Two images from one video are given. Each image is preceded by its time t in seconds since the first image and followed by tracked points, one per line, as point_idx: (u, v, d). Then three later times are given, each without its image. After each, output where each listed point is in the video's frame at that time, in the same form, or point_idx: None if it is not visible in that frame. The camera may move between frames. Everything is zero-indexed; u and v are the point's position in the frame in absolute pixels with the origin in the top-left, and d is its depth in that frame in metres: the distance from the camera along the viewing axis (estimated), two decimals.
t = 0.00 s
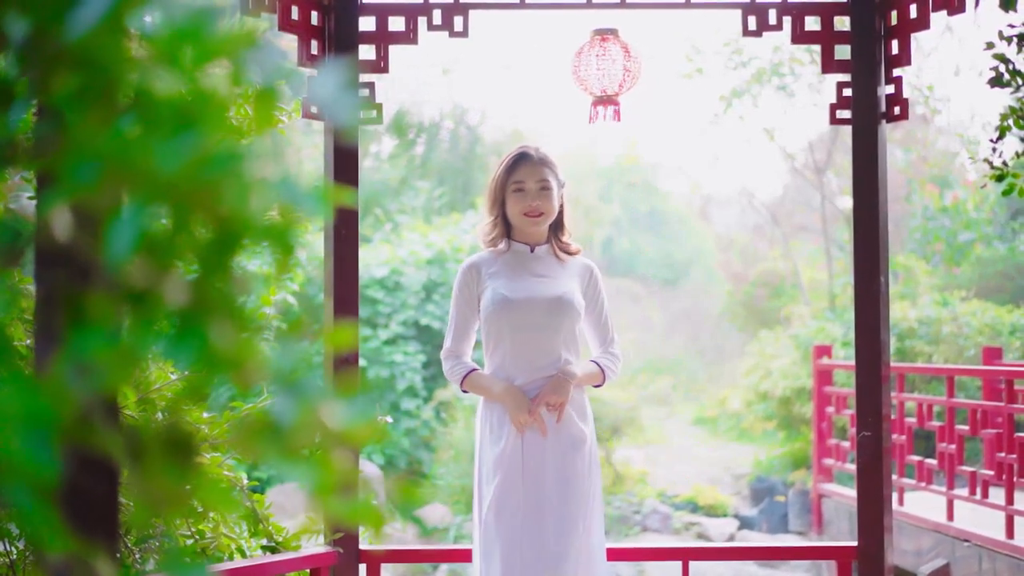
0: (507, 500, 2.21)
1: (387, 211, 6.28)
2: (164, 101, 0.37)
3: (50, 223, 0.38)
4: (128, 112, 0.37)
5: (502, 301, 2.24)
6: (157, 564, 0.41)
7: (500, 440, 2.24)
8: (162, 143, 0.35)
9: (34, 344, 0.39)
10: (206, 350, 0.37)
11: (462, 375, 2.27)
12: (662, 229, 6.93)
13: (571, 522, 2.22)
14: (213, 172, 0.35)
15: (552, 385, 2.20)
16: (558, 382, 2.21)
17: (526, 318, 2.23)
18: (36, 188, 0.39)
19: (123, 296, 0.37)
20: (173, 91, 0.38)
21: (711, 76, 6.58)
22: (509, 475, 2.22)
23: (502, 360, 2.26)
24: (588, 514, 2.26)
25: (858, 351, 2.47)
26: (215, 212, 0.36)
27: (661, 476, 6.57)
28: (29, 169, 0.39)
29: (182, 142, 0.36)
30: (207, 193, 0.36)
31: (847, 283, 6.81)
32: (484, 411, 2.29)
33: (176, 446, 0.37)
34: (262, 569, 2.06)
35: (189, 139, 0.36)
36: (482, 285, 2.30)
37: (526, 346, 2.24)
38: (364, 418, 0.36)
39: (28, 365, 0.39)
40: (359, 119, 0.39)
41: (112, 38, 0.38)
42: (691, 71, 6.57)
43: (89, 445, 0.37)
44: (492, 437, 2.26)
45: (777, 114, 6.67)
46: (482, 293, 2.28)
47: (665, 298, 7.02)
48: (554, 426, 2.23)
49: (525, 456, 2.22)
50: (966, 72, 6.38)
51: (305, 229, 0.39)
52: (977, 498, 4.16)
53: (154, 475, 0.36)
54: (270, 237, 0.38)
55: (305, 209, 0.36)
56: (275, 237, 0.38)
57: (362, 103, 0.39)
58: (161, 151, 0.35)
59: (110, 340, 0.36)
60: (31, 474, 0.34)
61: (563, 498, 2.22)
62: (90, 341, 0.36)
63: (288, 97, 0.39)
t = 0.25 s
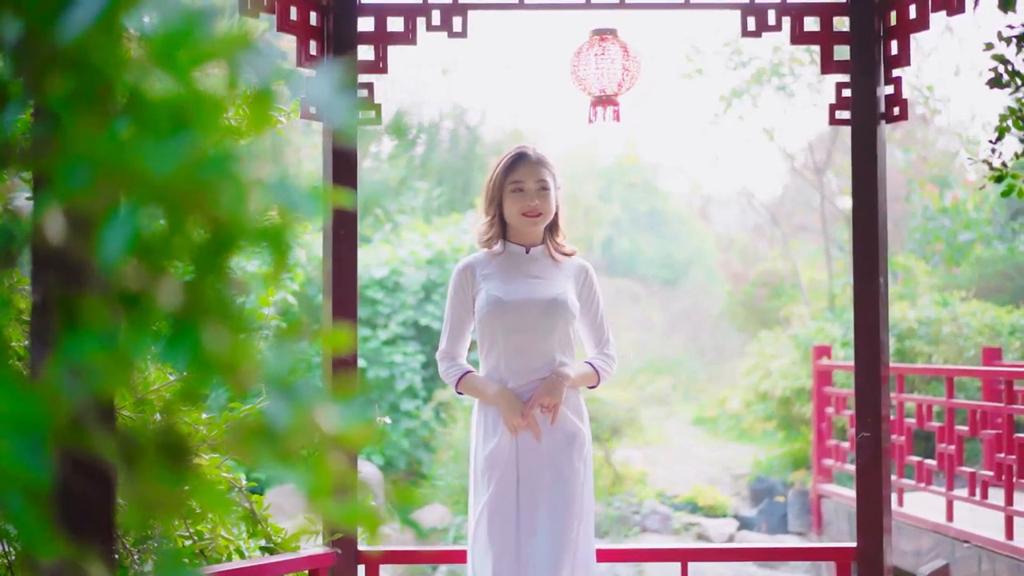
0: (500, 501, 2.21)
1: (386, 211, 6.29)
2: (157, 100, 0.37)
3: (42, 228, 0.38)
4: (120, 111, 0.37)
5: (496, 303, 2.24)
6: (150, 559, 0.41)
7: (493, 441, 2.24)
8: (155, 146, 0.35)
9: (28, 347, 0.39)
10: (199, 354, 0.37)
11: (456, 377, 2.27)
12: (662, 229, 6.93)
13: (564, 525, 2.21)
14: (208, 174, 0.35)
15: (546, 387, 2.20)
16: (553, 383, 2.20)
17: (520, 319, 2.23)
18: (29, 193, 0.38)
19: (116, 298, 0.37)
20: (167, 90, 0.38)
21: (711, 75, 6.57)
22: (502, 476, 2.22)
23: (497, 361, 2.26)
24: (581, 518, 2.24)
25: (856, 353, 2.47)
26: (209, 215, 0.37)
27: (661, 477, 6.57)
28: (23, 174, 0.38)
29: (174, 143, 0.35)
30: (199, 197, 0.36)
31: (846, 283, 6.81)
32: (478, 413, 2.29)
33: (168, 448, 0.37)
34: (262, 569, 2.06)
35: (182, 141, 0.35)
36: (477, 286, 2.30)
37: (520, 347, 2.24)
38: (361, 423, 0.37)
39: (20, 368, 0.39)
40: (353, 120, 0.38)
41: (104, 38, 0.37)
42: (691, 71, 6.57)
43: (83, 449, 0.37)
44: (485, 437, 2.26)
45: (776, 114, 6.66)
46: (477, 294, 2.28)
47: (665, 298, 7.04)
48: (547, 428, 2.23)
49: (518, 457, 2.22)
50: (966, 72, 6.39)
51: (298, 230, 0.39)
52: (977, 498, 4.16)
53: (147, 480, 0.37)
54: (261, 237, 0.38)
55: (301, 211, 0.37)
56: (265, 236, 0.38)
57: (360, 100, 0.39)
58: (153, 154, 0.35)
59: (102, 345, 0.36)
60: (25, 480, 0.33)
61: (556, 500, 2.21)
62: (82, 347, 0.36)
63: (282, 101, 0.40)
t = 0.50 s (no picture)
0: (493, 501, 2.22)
1: (385, 211, 6.29)
2: (150, 102, 0.37)
3: (33, 229, 0.38)
4: (113, 113, 0.37)
5: (490, 304, 2.24)
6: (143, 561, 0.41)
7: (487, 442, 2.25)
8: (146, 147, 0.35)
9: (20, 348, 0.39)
10: (190, 357, 0.37)
11: (452, 377, 2.28)
12: (662, 229, 6.92)
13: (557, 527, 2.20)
14: (199, 176, 0.35)
15: (541, 389, 2.19)
16: (547, 384, 2.20)
17: (515, 320, 2.23)
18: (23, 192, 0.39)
19: (107, 300, 0.37)
20: (158, 90, 0.38)
21: (711, 75, 6.57)
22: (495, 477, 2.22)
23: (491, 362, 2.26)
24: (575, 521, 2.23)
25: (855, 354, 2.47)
26: (201, 216, 0.36)
27: (661, 477, 6.57)
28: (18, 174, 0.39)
29: (165, 142, 0.35)
30: (188, 200, 0.36)
31: (846, 283, 6.82)
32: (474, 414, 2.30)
33: (159, 449, 0.38)
34: (265, 570, 2.05)
35: (172, 142, 0.35)
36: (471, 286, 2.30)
37: (515, 347, 2.24)
38: (353, 426, 0.38)
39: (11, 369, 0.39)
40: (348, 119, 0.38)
41: (98, 40, 0.38)
42: (691, 71, 6.58)
43: (74, 450, 0.37)
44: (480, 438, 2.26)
45: (776, 113, 6.66)
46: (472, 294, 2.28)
47: (665, 298, 7.04)
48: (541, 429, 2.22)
49: (512, 458, 2.22)
50: (965, 72, 6.42)
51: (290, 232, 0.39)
52: (977, 499, 4.15)
53: (140, 482, 0.37)
54: (253, 239, 0.38)
55: (297, 211, 0.36)
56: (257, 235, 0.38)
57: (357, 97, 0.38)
58: (144, 155, 0.35)
59: (92, 346, 0.36)
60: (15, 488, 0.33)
61: (549, 501, 2.21)
62: (71, 349, 0.35)
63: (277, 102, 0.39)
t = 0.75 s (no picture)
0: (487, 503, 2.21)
1: (385, 211, 6.31)
2: (144, 99, 0.35)
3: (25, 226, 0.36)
4: (104, 109, 0.36)
5: (485, 303, 2.23)
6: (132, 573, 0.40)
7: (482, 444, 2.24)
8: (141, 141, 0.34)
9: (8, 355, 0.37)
10: (183, 357, 0.36)
11: (448, 375, 2.28)
12: (662, 229, 7.06)
13: (550, 529, 2.20)
14: (190, 173, 0.34)
15: (536, 389, 2.19)
16: (543, 385, 2.19)
17: (511, 319, 2.23)
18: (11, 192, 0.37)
19: (95, 300, 0.35)
20: (148, 86, 0.37)
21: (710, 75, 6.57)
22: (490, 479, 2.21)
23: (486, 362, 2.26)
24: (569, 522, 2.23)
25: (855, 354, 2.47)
26: (193, 213, 0.35)
27: (661, 477, 6.57)
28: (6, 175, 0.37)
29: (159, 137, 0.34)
30: (178, 190, 0.34)
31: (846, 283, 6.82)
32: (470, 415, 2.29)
33: (152, 453, 0.36)
34: (268, 570, 2.04)
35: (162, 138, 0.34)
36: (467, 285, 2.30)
37: (510, 348, 2.24)
38: (345, 427, 0.37)
39: None
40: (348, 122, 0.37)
41: (84, 32, 0.36)
42: (690, 71, 6.58)
43: (63, 454, 0.35)
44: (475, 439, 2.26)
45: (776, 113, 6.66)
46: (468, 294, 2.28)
47: (664, 298, 7.07)
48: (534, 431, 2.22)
49: (507, 459, 2.22)
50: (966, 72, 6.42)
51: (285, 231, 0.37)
52: (977, 499, 4.15)
53: (136, 484, 0.36)
54: (247, 237, 0.36)
55: (292, 212, 0.35)
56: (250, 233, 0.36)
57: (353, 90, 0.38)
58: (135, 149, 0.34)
59: (80, 347, 0.34)
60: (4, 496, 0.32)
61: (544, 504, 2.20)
62: (62, 347, 0.33)
63: (273, 102, 0.38)
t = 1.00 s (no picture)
0: (481, 506, 2.21)
1: (384, 210, 6.31)
2: (136, 93, 0.35)
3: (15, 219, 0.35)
4: (97, 105, 0.35)
5: (482, 303, 2.23)
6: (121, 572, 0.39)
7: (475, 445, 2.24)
8: (131, 135, 0.33)
9: None
10: (173, 352, 0.35)
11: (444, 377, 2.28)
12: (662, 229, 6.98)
13: (545, 531, 2.20)
14: (179, 168, 0.33)
15: (534, 390, 2.20)
16: (540, 386, 2.20)
17: (509, 319, 2.23)
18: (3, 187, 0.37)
19: (87, 296, 0.35)
20: (142, 80, 0.36)
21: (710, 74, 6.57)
22: (484, 481, 2.21)
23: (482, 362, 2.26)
24: (563, 523, 2.23)
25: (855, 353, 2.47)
26: (183, 207, 0.34)
27: (660, 477, 6.57)
28: None
29: (149, 133, 0.34)
30: (168, 183, 0.33)
31: (847, 283, 6.83)
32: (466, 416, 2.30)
33: (145, 448, 0.36)
34: (267, 569, 2.02)
35: (154, 134, 0.34)
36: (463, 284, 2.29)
37: (508, 348, 2.24)
38: (340, 423, 0.35)
39: None
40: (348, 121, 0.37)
41: (78, 25, 0.36)
42: (690, 70, 6.58)
43: (55, 448, 0.35)
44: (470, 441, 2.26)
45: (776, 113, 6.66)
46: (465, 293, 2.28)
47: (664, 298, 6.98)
48: (529, 432, 2.22)
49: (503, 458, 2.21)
50: (966, 72, 6.45)
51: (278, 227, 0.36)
52: (977, 499, 4.14)
53: (126, 480, 0.35)
54: (238, 231, 0.35)
55: (289, 209, 0.34)
56: (242, 228, 0.35)
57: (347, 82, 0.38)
58: (126, 143, 0.33)
59: (69, 340, 0.33)
60: None
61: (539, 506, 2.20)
62: (53, 341, 0.32)
63: (269, 99, 0.37)
